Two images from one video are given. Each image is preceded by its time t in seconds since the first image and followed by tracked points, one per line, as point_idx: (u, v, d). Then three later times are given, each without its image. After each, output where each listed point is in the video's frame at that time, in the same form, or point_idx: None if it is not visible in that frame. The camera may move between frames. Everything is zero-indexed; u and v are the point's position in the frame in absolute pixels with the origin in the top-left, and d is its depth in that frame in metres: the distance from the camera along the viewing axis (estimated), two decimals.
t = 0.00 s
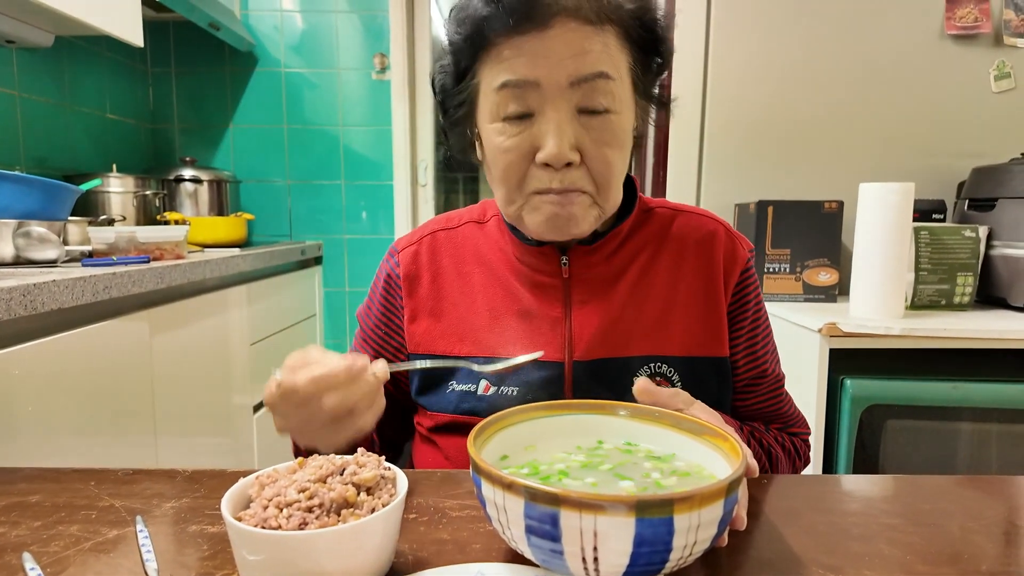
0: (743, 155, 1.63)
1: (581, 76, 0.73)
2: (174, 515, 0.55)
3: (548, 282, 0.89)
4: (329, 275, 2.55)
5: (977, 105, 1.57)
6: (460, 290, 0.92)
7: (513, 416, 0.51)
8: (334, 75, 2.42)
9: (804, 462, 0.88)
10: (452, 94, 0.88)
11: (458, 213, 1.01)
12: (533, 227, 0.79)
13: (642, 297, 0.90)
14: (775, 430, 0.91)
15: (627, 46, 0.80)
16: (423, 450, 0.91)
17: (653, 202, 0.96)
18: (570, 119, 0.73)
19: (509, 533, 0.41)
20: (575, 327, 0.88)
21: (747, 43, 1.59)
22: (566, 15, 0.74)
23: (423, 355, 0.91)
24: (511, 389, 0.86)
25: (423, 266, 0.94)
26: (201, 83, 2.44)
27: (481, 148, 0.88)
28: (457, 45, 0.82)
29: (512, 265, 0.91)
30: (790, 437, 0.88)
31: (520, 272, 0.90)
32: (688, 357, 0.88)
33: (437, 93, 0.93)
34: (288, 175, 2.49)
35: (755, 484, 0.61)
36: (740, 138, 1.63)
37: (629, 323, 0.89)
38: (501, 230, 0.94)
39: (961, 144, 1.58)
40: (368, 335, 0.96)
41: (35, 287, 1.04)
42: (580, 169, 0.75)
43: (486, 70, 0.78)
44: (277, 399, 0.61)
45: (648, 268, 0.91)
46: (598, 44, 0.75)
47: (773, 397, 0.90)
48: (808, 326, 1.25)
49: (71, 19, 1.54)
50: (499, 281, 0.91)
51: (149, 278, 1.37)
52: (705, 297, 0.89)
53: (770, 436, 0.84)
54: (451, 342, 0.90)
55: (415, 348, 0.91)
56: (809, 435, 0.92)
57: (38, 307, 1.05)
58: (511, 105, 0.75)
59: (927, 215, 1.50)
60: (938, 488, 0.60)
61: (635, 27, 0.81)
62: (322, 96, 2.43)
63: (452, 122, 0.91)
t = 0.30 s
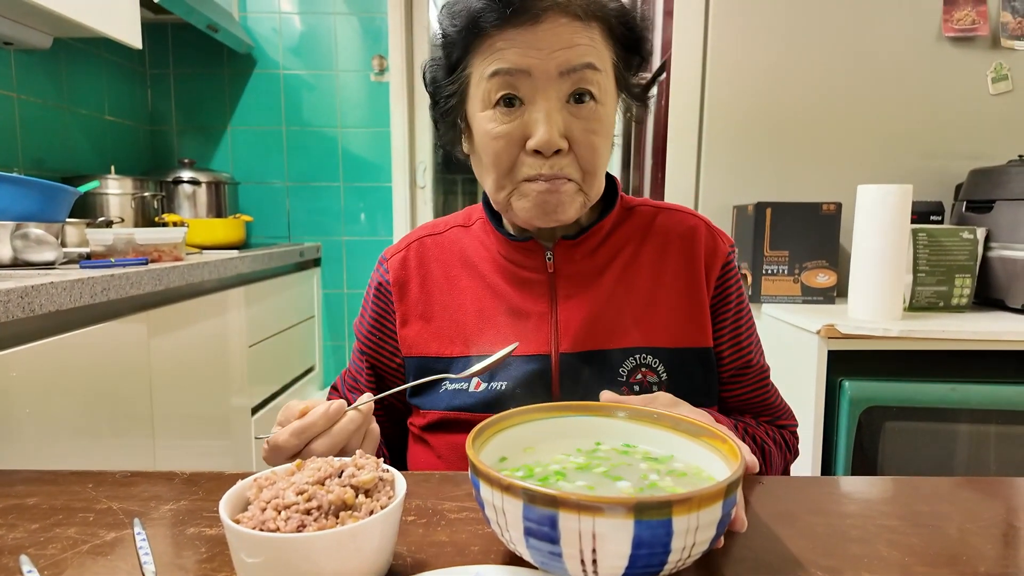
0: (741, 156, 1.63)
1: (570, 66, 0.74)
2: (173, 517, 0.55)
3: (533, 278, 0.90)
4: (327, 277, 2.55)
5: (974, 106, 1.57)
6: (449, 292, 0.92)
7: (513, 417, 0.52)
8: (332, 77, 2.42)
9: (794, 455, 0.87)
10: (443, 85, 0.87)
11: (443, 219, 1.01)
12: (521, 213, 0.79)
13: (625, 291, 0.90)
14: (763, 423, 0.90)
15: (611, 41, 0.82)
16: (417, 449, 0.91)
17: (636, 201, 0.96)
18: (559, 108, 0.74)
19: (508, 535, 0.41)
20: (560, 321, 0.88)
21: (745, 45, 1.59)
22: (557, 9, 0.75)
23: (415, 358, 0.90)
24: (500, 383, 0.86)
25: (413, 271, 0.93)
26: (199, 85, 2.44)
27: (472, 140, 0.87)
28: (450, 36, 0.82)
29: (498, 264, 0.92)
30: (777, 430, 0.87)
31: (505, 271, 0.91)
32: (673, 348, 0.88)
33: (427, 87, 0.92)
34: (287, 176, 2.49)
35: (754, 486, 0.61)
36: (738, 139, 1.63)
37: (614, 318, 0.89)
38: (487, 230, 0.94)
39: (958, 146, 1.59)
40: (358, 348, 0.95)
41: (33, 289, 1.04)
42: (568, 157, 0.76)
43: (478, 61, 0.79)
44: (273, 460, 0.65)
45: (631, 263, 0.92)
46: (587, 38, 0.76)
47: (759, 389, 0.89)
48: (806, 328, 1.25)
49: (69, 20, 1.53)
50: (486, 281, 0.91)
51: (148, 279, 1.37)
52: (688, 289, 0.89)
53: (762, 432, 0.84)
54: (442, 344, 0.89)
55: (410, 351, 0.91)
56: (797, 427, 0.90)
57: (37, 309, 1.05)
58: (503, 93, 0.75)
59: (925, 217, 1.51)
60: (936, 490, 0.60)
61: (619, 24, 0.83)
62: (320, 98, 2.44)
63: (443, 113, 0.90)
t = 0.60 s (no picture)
0: (740, 158, 1.63)
1: (565, 86, 0.73)
2: (171, 519, 0.55)
3: (528, 275, 0.90)
4: (325, 278, 2.55)
5: (972, 108, 1.57)
6: (445, 293, 0.92)
7: (513, 419, 0.52)
8: (331, 79, 2.43)
9: (788, 454, 0.87)
10: (439, 97, 0.87)
11: (439, 221, 1.01)
12: (517, 223, 0.81)
13: (619, 288, 0.90)
14: (756, 420, 0.90)
15: (605, 56, 0.81)
16: (415, 448, 0.91)
17: (627, 201, 0.97)
18: (554, 125, 0.74)
19: (507, 537, 0.41)
20: (556, 318, 0.88)
21: (743, 47, 1.59)
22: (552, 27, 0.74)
23: (413, 357, 0.90)
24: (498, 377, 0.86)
25: (410, 272, 0.93)
26: (197, 87, 2.44)
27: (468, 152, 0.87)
28: (445, 51, 0.81)
29: (493, 264, 0.92)
30: (769, 428, 0.86)
31: (500, 270, 0.91)
32: (666, 344, 0.88)
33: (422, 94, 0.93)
34: (285, 178, 2.49)
35: (753, 488, 0.61)
36: (737, 141, 1.63)
37: (608, 315, 0.89)
38: (482, 232, 0.94)
39: (956, 148, 1.59)
40: (358, 348, 0.94)
41: (31, 290, 1.04)
42: (563, 171, 0.77)
43: (473, 77, 0.79)
44: (274, 463, 0.65)
45: (625, 261, 0.92)
46: (580, 55, 0.75)
47: (752, 385, 0.89)
48: (805, 329, 1.25)
49: (68, 22, 1.53)
50: (482, 281, 0.91)
51: (146, 281, 1.36)
52: (681, 286, 0.90)
53: (757, 430, 0.84)
54: (440, 342, 0.89)
55: (408, 350, 0.90)
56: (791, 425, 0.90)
57: (34, 311, 1.05)
58: (498, 111, 0.75)
59: (923, 219, 1.51)
60: (935, 491, 0.60)
61: (614, 38, 0.83)
62: (319, 100, 2.44)
63: (439, 123, 0.91)
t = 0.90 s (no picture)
0: (739, 159, 1.63)
1: (554, 54, 0.77)
2: (169, 521, 0.55)
3: (529, 278, 0.90)
4: (324, 279, 2.55)
5: (970, 110, 1.58)
6: (446, 294, 0.92)
7: (511, 419, 0.51)
8: (330, 80, 2.43)
9: (789, 457, 0.87)
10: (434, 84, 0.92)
11: (440, 223, 1.01)
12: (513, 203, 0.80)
13: (620, 290, 0.90)
14: (756, 423, 0.90)
15: (595, 36, 0.85)
16: (414, 450, 0.91)
17: (628, 203, 0.97)
18: (545, 93, 0.77)
19: (505, 538, 0.41)
20: (557, 321, 0.88)
21: (742, 48, 1.59)
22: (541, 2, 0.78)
23: (413, 359, 0.90)
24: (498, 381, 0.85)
25: (411, 274, 0.93)
26: (196, 88, 2.44)
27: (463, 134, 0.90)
28: (440, 35, 0.86)
29: (494, 266, 0.92)
30: (770, 431, 0.87)
31: (501, 272, 0.91)
32: (667, 347, 0.88)
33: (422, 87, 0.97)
34: (284, 179, 2.49)
35: (751, 490, 0.61)
36: (735, 142, 1.63)
37: (609, 317, 0.89)
38: (482, 234, 0.94)
39: (954, 149, 1.59)
40: (358, 350, 0.94)
41: (29, 292, 1.04)
42: (556, 142, 0.78)
43: (468, 56, 0.83)
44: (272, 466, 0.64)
45: (626, 263, 0.92)
46: (570, 30, 0.79)
47: (752, 388, 0.90)
48: (804, 330, 1.25)
49: (66, 24, 1.53)
50: (483, 283, 0.91)
51: (144, 283, 1.36)
52: (682, 290, 0.90)
53: (757, 433, 0.84)
54: (440, 344, 0.89)
55: (408, 352, 0.90)
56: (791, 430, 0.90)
57: (33, 312, 1.05)
58: (491, 82, 0.79)
59: (921, 220, 1.51)
60: (933, 493, 0.60)
61: (603, 21, 0.86)
62: (318, 101, 2.44)
63: (435, 110, 0.94)
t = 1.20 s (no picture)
0: (738, 160, 1.63)
1: (549, 51, 0.77)
2: (168, 522, 0.55)
3: (529, 280, 0.90)
4: (323, 281, 2.55)
5: (968, 112, 1.58)
6: (446, 296, 0.92)
7: (510, 420, 0.51)
8: (329, 81, 2.43)
9: (790, 459, 0.87)
10: (430, 87, 0.92)
11: (439, 224, 1.01)
12: (515, 203, 0.80)
13: (621, 292, 0.90)
14: (757, 426, 0.90)
15: (590, 34, 0.86)
16: (414, 453, 0.91)
17: (628, 205, 0.97)
18: (541, 90, 0.78)
19: (504, 540, 0.41)
20: (557, 323, 0.88)
21: (741, 49, 1.60)
22: None
23: (413, 362, 0.90)
24: (498, 385, 0.85)
25: (410, 275, 0.93)
26: (195, 89, 2.44)
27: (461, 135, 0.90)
28: (435, 40, 0.87)
29: (494, 268, 0.92)
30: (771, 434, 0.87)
31: (501, 274, 0.91)
32: (667, 349, 0.88)
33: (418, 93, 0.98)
34: (283, 181, 2.49)
35: (750, 492, 0.61)
36: (734, 144, 1.63)
37: (610, 319, 0.89)
38: (482, 235, 0.94)
39: (953, 150, 1.59)
40: (357, 353, 0.95)
41: (28, 293, 1.03)
42: (556, 138, 0.78)
43: (464, 58, 0.84)
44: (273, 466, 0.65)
45: (627, 265, 0.92)
46: (564, 27, 0.80)
47: (753, 390, 0.90)
48: (803, 332, 1.25)
49: (65, 25, 1.54)
50: (482, 285, 0.91)
51: (143, 284, 1.36)
52: (682, 292, 0.90)
53: (758, 435, 0.83)
54: (439, 347, 0.89)
55: (408, 355, 0.90)
56: (792, 432, 0.90)
57: (31, 314, 1.05)
58: (487, 82, 0.80)
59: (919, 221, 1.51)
60: (932, 494, 0.60)
61: (598, 19, 0.87)
62: (317, 102, 2.44)
63: (432, 113, 0.95)
